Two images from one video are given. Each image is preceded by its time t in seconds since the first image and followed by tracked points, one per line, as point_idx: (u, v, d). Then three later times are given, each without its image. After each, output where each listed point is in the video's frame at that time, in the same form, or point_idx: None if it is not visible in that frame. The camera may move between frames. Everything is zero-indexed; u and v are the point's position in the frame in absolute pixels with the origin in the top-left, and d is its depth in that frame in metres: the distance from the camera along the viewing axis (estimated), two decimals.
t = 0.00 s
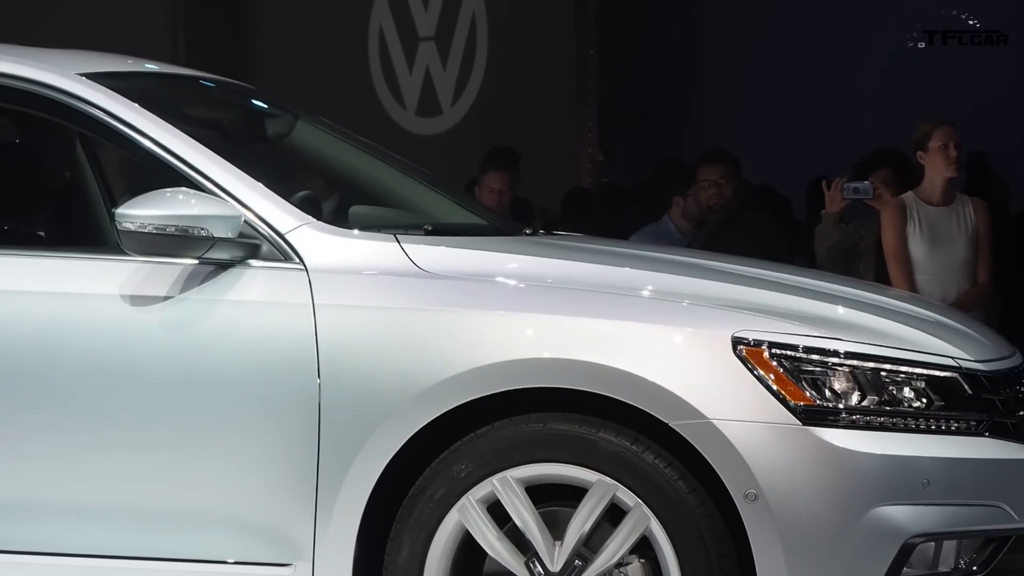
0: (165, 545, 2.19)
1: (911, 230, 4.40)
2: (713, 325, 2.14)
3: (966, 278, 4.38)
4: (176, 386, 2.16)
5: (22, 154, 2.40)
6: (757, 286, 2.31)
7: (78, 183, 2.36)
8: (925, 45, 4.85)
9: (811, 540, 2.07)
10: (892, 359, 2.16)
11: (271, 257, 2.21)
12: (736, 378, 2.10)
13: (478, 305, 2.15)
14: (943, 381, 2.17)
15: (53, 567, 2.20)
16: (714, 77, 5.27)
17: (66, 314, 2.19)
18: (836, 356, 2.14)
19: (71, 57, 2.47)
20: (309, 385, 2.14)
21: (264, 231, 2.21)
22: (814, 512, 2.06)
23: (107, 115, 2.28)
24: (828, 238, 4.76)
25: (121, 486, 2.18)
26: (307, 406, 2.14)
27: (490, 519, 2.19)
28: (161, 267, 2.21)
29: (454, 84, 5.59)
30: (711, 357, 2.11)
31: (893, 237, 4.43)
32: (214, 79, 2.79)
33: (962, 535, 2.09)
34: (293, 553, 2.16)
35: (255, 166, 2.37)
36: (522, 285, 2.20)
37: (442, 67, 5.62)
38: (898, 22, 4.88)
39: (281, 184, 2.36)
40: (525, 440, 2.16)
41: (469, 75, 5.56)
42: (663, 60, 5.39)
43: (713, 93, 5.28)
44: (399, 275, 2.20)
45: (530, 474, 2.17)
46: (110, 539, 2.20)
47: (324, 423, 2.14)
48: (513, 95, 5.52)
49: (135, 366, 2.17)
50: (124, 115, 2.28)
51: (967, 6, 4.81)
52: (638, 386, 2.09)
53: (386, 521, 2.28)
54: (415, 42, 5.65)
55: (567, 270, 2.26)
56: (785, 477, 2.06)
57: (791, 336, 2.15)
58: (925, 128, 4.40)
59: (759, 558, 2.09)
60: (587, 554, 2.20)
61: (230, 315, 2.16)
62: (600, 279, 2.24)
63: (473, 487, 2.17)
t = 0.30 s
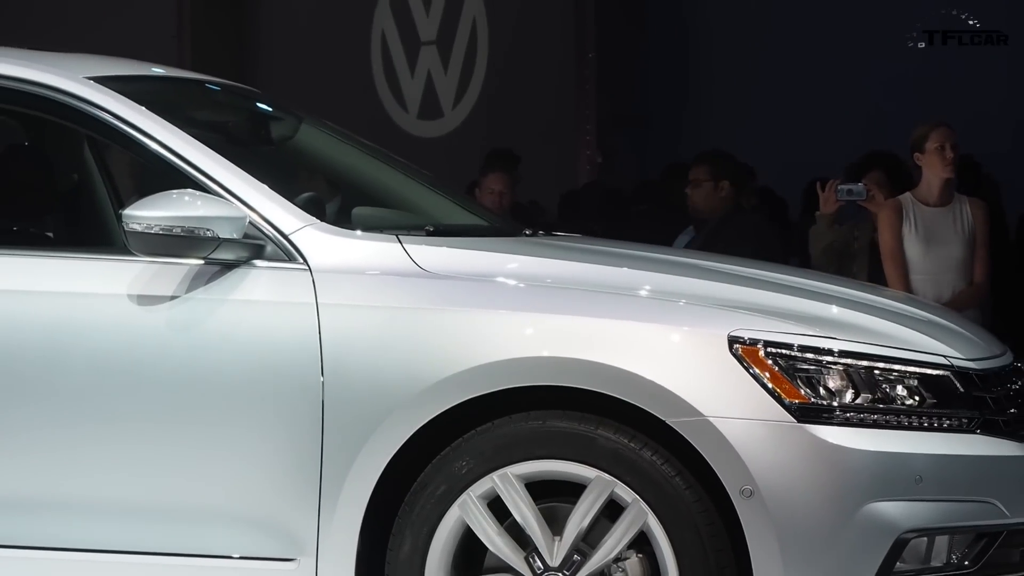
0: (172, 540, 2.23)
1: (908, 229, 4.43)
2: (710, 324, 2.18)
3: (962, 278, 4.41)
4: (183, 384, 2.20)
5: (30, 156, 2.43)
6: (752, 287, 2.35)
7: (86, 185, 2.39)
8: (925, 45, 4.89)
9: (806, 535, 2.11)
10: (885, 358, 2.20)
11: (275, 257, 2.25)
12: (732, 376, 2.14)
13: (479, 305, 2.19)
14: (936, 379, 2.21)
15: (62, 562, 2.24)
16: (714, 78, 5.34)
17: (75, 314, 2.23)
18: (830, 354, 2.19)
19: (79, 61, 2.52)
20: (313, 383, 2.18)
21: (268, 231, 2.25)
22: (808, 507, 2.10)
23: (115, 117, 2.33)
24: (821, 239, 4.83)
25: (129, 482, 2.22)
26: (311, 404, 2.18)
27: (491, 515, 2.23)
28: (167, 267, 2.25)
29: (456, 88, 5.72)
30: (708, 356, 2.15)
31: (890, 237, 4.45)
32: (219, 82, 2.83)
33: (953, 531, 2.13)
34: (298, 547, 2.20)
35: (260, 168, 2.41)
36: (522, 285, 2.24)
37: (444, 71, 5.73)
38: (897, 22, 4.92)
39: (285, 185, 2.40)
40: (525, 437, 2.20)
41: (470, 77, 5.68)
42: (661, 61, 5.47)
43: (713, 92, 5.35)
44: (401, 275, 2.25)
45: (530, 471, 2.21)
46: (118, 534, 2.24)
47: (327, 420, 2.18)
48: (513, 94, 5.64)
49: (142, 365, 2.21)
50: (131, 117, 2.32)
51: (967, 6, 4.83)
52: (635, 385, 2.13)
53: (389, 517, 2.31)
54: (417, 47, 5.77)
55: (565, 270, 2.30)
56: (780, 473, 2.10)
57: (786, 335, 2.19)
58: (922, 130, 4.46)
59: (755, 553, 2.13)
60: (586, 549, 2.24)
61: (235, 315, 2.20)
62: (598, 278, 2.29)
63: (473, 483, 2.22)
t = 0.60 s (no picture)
0: (178, 536, 2.27)
1: (901, 230, 4.50)
2: (705, 323, 2.22)
3: (954, 279, 4.46)
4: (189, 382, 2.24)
5: (40, 159, 2.49)
6: (747, 287, 2.40)
7: (93, 186, 2.44)
8: (925, 45, 4.93)
9: (800, 529, 2.15)
10: (877, 356, 2.24)
11: (279, 258, 2.29)
12: (726, 374, 2.19)
13: (478, 305, 2.24)
14: (927, 377, 2.25)
15: (69, 556, 2.29)
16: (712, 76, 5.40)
17: (83, 313, 2.27)
18: (823, 353, 2.23)
19: (87, 65, 2.56)
20: (316, 381, 2.22)
21: (273, 233, 2.30)
22: (802, 502, 2.15)
23: (122, 121, 2.37)
24: (814, 240, 5.02)
25: (136, 478, 2.27)
26: (313, 402, 2.22)
27: (490, 511, 2.27)
28: (173, 268, 2.29)
29: (455, 95, 5.83)
30: (704, 354, 2.20)
31: (883, 238, 4.53)
32: (224, 86, 2.87)
33: (944, 526, 2.17)
34: (301, 542, 2.25)
35: (264, 171, 2.45)
36: (522, 285, 2.28)
37: (444, 75, 5.84)
38: (897, 23, 4.96)
39: (289, 188, 2.44)
40: (524, 435, 2.24)
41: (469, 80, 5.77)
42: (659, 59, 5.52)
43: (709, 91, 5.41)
44: (402, 276, 2.29)
45: (529, 467, 2.25)
46: (125, 529, 2.28)
47: (329, 418, 2.22)
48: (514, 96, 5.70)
49: (149, 365, 2.25)
50: (138, 121, 2.37)
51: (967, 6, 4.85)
52: (632, 383, 2.18)
53: (390, 513, 2.36)
54: (418, 53, 5.88)
55: (563, 271, 2.35)
56: (774, 469, 2.15)
57: (780, 334, 2.23)
58: (917, 133, 4.52)
59: (750, 548, 2.17)
60: (584, 544, 2.29)
61: (240, 314, 2.25)
62: (595, 279, 2.33)
63: (473, 480, 2.26)
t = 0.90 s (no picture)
0: (184, 531, 2.31)
1: (896, 230, 4.52)
2: (701, 322, 2.27)
3: (946, 279, 4.50)
4: (195, 381, 2.28)
5: (47, 161, 2.52)
6: (742, 286, 2.44)
7: (100, 189, 2.47)
8: (925, 45, 5.12)
9: (794, 525, 2.20)
10: (870, 355, 2.29)
11: (283, 259, 2.34)
12: (722, 372, 2.23)
13: (478, 303, 2.28)
14: (919, 375, 2.30)
15: (78, 551, 2.33)
16: (710, 80, 5.67)
17: (90, 312, 2.32)
18: (817, 352, 2.27)
19: (94, 69, 2.60)
20: (320, 378, 2.27)
21: (277, 234, 2.34)
22: (796, 497, 2.19)
23: (129, 124, 2.41)
24: (808, 240, 4.92)
25: (143, 474, 2.31)
26: (317, 399, 2.26)
27: (491, 506, 2.32)
28: (179, 269, 2.34)
29: (456, 97, 5.96)
30: (700, 353, 2.24)
31: (877, 238, 4.54)
32: (229, 89, 2.92)
33: (936, 521, 2.22)
34: (305, 537, 2.29)
35: (269, 173, 2.50)
36: (521, 285, 2.32)
37: (445, 80, 5.97)
38: (898, 23, 5.17)
39: (292, 190, 2.48)
40: (524, 432, 2.29)
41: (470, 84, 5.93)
42: (661, 64, 5.78)
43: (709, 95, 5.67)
44: (404, 276, 2.33)
45: (529, 464, 2.29)
46: (133, 525, 2.33)
47: (333, 415, 2.26)
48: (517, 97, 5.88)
49: (156, 364, 2.29)
50: (145, 124, 2.41)
51: (967, 7, 5.02)
52: (629, 381, 2.22)
53: (392, 509, 2.40)
54: (420, 57, 6.01)
55: (562, 271, 2.39)
56: (769, 466, 2.19)
57: (775, 333, 2.28)
58: (912, 135, 4.53)
59: (745, 542, 2.22)
60: (583, 539, 2.33)
61: (245, 313, 2.29)
62: (593, 279, 2.37)
63: (474, 476, 2.30)
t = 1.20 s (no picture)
0: (192, 525, 2.37)
1: (887, 229, 4.58)
2: (697, 322, 2.32)
3: (936, 278, 4.56)
4: (204, 379, 2.34)
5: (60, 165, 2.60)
6: (737, 286, 2.50)
7: (110, 191, 2.55)
8: (925, 45, 5.17)
9: (787, 519, 2.25)
10: (861, 353, 2.34)
11: (289, 259, 2.40)
12: (717, 370, 2.29)
13: (479, 303, 2.34)
14: (909, 373, 2.35)
15: (88, 544, 2.39)
16: (707, 80, 5.65)
17: (99, 311, 2.37)
18: (810, 350, 2.33)
19: (103, 74, 2.66)
20: (324, 377, 2.32)
21: (283, 235, 2.40)
22: (789, 492, 2.24)
23: (138, 128, 2.46)
24: (801, 242, 5.15)
25: (152, 470, 2.37)
26: (322, 397, 2.32)
27: (490, 501, 2.37)
28: (187, 268, 2.39)
29: (458, 102, 6.07)
30: (695, 351, 2.29)
31: (869, 237, 4.60)
32: (235, 94, 2.97)
33: (925, 515, 2.28)
34: (310, 532, 2.35)
35: (274, 175, 2.55)
36: (520, 285, 2.38)
37: (446, 84, 6.11)
38: (899, 22, 5.21)
39: (298, 192, 2.54)
40: (524, 428, 2.34)
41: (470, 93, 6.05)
42: (658, 63, 5.78)
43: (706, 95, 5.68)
44: (407, 276, 2.39)
45: (528, 459, 2.35)
46: (141, 519, 2.38)
47: (337, 412, 2.32)
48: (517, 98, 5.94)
49: (166, 363, 2.35)
50: (153, 128, 2.47)
51: (967, 7, 5.08)
52: (627, 378, 2.27)
53: (395, 504, 2.45)
54: (422, 63, 6.14)
55: (560, 272, 2.44)
56: (762, 462, 2.25)
57: (768, 331, 2.33)
58: (905, 136, 4.57)
59: (740, 536, 2.27)
60: (581, 533, 2.39)
61: (251, 312, 2.35)
62: (590, 279, 2.42)
63: (475, 471, 2.36)
